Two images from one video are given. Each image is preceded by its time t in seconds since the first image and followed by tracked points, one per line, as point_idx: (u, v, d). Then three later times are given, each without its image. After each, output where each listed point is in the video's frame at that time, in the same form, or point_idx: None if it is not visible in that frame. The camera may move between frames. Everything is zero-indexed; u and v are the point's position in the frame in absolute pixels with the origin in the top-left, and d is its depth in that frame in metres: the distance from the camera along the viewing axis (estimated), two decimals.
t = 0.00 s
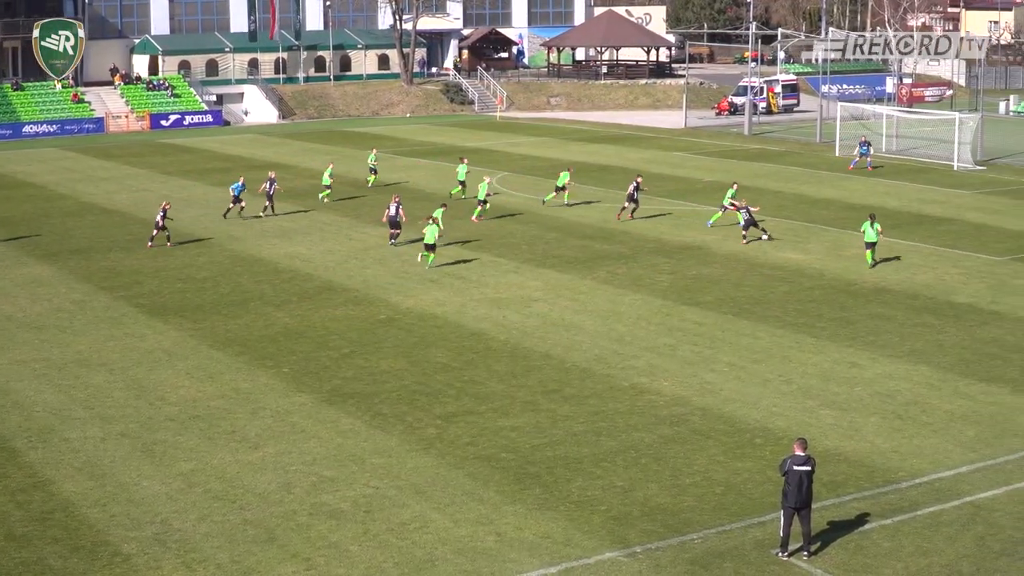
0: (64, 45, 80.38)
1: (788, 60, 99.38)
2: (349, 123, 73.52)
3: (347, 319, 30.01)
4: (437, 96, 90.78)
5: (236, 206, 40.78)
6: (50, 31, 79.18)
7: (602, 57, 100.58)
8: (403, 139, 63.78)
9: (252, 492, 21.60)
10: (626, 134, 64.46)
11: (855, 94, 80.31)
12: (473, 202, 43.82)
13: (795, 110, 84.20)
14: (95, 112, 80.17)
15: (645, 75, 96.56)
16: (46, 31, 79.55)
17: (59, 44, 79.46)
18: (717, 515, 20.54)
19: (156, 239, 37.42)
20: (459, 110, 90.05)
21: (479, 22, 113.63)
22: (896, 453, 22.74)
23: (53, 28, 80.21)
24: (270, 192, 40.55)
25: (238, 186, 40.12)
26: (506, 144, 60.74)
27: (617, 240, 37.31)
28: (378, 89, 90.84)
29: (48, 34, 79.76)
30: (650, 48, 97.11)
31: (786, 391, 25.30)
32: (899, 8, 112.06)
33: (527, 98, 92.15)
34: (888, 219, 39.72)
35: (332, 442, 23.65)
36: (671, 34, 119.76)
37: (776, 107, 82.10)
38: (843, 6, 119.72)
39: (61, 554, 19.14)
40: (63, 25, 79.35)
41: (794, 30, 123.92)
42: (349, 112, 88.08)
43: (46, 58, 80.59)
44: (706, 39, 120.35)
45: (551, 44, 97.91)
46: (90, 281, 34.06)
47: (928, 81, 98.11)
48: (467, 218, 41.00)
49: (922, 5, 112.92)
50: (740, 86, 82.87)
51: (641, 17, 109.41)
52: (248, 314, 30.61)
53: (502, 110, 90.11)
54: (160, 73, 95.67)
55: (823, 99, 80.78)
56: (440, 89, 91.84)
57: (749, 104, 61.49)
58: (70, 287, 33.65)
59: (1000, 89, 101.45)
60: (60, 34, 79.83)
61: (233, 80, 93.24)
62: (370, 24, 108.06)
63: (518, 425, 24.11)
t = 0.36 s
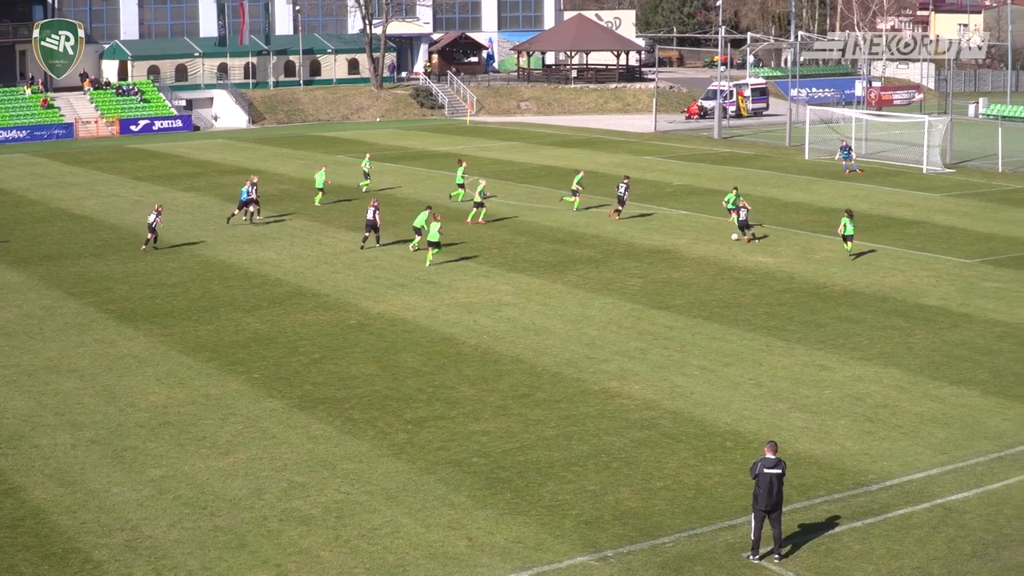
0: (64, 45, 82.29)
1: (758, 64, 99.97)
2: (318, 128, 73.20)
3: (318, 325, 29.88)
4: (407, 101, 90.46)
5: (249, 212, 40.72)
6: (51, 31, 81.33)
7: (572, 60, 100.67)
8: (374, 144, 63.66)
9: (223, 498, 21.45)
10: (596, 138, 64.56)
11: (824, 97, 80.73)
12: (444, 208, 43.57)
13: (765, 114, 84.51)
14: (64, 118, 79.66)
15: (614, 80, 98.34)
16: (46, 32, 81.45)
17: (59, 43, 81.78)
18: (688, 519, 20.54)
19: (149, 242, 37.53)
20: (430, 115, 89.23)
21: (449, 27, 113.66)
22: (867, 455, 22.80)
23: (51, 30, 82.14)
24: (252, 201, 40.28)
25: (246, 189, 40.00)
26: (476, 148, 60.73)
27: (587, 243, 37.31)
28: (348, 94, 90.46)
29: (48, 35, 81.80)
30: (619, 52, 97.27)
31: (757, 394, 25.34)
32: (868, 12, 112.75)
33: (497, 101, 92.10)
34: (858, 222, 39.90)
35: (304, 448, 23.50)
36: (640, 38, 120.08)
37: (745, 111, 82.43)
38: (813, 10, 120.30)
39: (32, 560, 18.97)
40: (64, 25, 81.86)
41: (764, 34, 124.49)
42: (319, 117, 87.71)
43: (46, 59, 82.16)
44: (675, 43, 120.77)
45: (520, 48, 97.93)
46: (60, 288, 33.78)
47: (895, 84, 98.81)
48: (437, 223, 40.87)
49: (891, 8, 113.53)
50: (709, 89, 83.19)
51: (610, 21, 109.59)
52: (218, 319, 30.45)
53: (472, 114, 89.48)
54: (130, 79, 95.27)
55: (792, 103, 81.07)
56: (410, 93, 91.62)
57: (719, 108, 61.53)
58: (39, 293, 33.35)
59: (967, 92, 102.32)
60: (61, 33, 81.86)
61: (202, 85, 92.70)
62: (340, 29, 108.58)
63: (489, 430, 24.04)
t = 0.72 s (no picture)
0: (64, 45, 81.95)
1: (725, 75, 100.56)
2: (285, 140, 72.96)
3: (287, 337, 29.74)
4: (376, 113, 90.35)
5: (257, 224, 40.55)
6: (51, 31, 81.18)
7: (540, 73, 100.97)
8: (343, 156, 63.51)
9: (192, 512, 21.29)
10: (565, 149, 64.68)
11: (791, 109, 81.30)
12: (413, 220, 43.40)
13: (733, 125, 84.93)
14: (33, 130, 79.07)
15: (583, 91, 98.81)
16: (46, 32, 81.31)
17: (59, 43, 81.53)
18: (659, 529, 20.52)
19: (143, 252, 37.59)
20: (399, 127, 89.41)
21: (417, 39, 113.73)
22: (836, 465, 22.85)
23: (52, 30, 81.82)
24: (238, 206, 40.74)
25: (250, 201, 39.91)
26: (446, 160, 60.73)
27: (555, 255, 37.32)
28: (317, 106, 90.39)
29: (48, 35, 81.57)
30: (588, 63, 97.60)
31: (726, 404, 25.38)
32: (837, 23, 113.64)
33: (466, 113, 92.24)
34: (826, 232, 40.11)
35: (273, 461, 23.35)
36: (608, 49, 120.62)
37: (714, 122, 82.80)
38: (781, 21, 121.17)
39: None
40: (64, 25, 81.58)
41: (732, 45, 125.22)
42: (287, 129, 87.41)
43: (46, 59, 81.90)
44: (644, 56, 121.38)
45: (489, 60, 98.15)
46: (27, 301, 33.48)
47: (863, 95, 99.54)
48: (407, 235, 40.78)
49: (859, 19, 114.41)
50: (678, 101, 83.54)
51: (578, 33, 110.01)
52: (188, 332, 30.26)
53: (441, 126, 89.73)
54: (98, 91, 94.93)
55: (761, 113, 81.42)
56: (379, 105, 91.51)
57: (688, 120, 61.70)
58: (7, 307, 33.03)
59: (933, 103, 103.29)
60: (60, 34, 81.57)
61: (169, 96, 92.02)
62: (308, 41, 108.88)
63: (458, 441, 23.98)
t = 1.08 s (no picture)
0: (64, 45, 87.12)
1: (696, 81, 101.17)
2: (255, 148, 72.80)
3: (259, 345, 29.61)
4: (347, 119, 90.26)
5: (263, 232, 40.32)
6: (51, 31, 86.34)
7: (511, 78, 101.18)
8: (314, 162, 63.38)
9: (165, 518, 21.16)
10: (537, 156, 64.74)
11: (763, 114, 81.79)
12: (385, 227, 43.32)
13: (704, 131, 85.23)
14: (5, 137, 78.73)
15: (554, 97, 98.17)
16: (46, 33, 86.32)
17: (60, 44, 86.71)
18: (630, 535, 20.50)
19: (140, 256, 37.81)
20: (370, 133, 89.37)
21: (388, 45, 113.62)
22: (808, 470, 22.88)
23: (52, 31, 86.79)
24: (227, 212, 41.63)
25: (259, 211, 39.78)
26: (417, 166, 60.72)
27: (527, 262, 37.28)
28: (288, 112, 90.11)
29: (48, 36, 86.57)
30: (558, 69, 97.80)
31: (699, 410, 25.39)
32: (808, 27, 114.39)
33: (437, 120, 92.43)
34: (797, 238, 40.24)
35: (245, 468, 23.21)
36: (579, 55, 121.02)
37: (685, 128, 83.11)
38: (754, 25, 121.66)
39: None
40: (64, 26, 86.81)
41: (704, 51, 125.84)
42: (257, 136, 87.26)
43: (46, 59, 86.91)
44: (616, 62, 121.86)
45: (460, 66, 98.28)
46: None
47: (834, 100, 100.17)
48: (379, 242, 40.70)
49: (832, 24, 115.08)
50: (649, 106, 83.93)
51: (550, 39, 110.27)
52: (160, 339, 30.11)
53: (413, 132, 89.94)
54: (70, 97, 94.68)
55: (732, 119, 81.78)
56: (350, 111, 91.47)
57: (658, 126, 61.81)
58: None
59: (905, 108, 104.05)
60: (61, 34, 86.74)
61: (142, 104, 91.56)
62: (279, 47, 108.64)
63: (430, 448, 23.90)
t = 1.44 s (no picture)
0: (65, 45, 89.98)
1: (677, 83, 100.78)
2: (228, 150, 71.96)
3: (232, 352, 28.86)
4: (321, 121, 89.73)
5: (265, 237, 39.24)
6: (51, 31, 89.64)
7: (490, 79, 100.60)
8: (289, 165, 62.64)
9: (133, 531, 20.43)
10: (516, 158, 64.09)
11: (747, 115, 81.51)
12: (362, 231, 42.62)
13: (687, 132, 84.90)
14: None
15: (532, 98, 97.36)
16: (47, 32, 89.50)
17: (60, 42, 89.82)
18: (612, 547, 19.84)
19: (131, 257, 37.53)
20: (344, 135, 88.97)
21: (363, 45, 113.20)
22: (795, 481, 22.27)
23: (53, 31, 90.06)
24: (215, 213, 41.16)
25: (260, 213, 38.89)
26: (394, 169, 60.01)
27: (505, 266, 36.65)
28: (260, 114, 89.47)
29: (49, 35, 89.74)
30: (537, 69, 97.23)
31: (681, 419, 24.77)
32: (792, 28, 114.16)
33: (413, 121, 91.56)
34: (782, 242, 39.71)
35: (216, 480, 22.48)
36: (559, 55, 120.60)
37: (667, 129, 82.66)
38: (737, 25, 121.22)
39: None
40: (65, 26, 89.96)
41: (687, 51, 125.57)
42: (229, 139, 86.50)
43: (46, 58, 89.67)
44: (597, 64, 121.34)
45: (437, 67, 97.61)
46: None
47: (819, 101, 99.85)
48: (356, 246, 40.02)
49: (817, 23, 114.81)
50: (630, 107, 83.48)
51: (529, 38, 109.67)
52: (130, 347, 29.35)
53: (388, 134, 89.24)
54: (38, 99, 92.98)
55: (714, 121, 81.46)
56: (324, 113, 90.79)
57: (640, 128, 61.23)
58: None
59: (891, 109, 103.93)
60: (61, 34, 89.81)
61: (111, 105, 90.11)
62: (251, 47, 108.29)
63: (406, 459, 23.20)
